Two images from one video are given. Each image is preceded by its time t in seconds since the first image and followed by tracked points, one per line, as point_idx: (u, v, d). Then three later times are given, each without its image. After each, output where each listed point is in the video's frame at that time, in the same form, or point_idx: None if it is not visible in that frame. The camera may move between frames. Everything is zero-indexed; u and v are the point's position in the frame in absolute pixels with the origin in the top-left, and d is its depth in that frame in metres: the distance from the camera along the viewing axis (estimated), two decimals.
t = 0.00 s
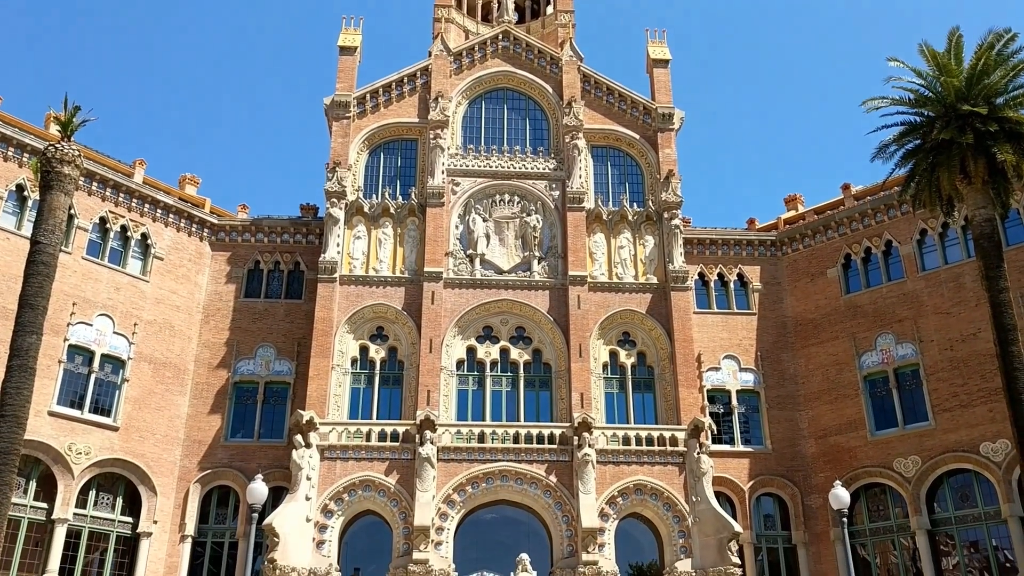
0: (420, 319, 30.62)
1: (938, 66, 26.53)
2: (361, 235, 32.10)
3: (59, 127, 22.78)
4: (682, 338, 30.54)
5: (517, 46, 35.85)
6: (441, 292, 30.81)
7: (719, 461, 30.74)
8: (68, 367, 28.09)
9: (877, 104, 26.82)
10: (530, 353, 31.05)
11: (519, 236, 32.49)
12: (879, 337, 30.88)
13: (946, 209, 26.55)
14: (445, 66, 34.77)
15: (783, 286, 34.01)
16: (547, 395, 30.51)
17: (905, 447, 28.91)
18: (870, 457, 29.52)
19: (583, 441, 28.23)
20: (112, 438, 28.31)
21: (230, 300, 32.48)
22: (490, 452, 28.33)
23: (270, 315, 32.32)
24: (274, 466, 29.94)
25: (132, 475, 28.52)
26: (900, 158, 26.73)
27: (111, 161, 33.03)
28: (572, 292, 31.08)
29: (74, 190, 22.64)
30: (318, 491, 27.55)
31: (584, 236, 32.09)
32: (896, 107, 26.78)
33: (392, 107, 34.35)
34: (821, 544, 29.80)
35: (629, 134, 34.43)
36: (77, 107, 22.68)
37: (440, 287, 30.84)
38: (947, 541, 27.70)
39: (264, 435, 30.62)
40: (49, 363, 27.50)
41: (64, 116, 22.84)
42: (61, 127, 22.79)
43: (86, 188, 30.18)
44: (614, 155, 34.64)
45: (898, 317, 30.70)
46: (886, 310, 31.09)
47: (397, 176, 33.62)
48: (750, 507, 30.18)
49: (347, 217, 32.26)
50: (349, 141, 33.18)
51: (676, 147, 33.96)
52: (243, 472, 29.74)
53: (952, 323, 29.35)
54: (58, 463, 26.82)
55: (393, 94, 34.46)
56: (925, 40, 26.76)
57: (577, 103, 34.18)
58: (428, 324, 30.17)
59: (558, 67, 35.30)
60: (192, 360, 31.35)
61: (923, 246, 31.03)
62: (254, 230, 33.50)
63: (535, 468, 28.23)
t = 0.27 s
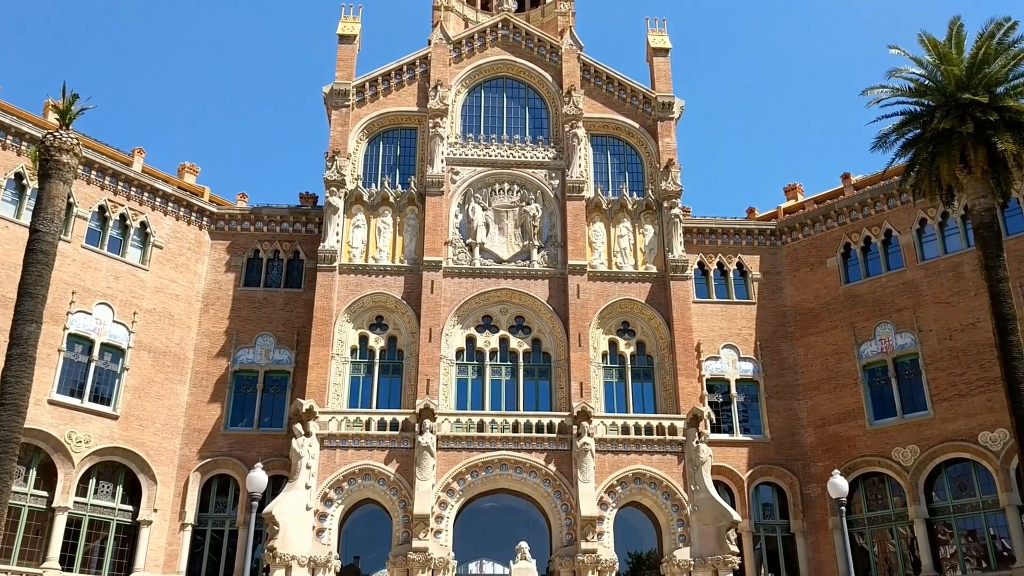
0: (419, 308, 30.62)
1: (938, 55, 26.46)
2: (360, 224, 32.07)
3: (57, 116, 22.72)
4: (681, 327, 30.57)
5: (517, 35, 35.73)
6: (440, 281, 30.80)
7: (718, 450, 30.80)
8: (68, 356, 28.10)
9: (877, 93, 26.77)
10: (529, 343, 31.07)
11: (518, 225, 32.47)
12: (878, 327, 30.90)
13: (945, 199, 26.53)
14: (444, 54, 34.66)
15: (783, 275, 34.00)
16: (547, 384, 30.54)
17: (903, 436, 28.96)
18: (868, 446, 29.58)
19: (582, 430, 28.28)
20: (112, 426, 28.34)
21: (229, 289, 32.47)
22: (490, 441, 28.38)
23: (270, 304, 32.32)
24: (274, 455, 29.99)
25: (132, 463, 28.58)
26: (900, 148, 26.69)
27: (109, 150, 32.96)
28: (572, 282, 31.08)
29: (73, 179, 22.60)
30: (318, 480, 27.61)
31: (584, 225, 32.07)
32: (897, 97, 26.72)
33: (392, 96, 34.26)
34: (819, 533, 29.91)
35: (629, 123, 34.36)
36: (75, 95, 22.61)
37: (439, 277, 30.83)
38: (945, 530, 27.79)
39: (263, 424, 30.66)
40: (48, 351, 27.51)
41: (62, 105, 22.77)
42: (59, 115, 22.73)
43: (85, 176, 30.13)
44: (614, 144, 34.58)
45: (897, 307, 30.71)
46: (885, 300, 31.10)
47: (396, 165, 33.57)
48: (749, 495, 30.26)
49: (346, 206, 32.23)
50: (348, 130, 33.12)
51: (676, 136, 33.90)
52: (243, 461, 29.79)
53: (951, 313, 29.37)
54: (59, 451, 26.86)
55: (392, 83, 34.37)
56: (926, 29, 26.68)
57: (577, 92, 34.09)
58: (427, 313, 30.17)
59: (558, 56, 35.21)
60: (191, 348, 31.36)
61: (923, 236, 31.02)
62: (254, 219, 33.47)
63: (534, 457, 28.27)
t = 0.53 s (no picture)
0: (419, 298, 30.62)
1: (940, 44, 26.37)
2: (360, 214, 32.05)
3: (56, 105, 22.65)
4: (681, 317, 30.58)
5: (517, 24, 35.62)
6: (440, 271, 30.78)
7: (718, 439, 30.85)
8: (68, 345, 28.12)
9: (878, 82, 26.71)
10: (529, 333, 31.08)
11: (518, 214, 32.44)
12: (878, 317, 30.90)
13: (946, 188, 26.49)
14: (444, 43, 34.56)
15: (783, 265, 33.98)
16: (546, 374, 30.57)
17: (902, 425, 29.01)
18: (868, 436, 29.62)
19: (582, 420, 28.31)
20: (113, 416, 28.38)
21: (229, 279, 32.46)
22: (489, 431, 28.42)
23: (269, 294, 32.31)
24: (274, 444, 30.03)
25: (132, 452, 28.62)
26: (901, 137, 26.64)
27: (109, 139, 32.90)
28: (572, 272, 31.07)
29: (71, 168, 22.55)
30: (318, 469, 27.66)
31: (584, 215, 32.04)
32: (897, 86, 26.66)
33: (391, 85, 34.18)
34: (818, 522, 29.99)
35: (629, 112, 34.29)
36: (74, 84, 22.54)
37: (439, 267, 30.82)
38: (944, 519, 27.85)
39: (263, 413, 30.70)
40: (48, 341, 27.52)
41: (61, 93, 22.71)
42: (58, 105, 22.66)
43: (84, 165, 30.09)
44: (615, 133, 34.51)
45: (897, 296, 30.71)
46: (885, 290, 31.10)
47: (396, 154, 33.51)
48: (748, 485, 30.33)
49: (346, 195, 32.18)
50: (348, 119, 33.05)
51: (676, 125, 33.83)
52: (243, 450, 29.84)
53: (951, 303, 29.37)
54: (59, 441, 26.90)
55: (392, 72, 34.27)
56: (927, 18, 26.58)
57: (577, 81, 33.99)
58: (427, 303, 30.17)
59: (558, 45, 35.10)
60: (191, 338, 31.38)
61: (923, 225, 31.00)
62: (253, 209, 33.43)
63: (534, 446, 28.31)
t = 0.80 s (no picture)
0: (417, 286, 30.61)
1: (940, 32, 26.27)
2: (358, 201, 32.00)
3: (53, 91, 22.56)
4: (679, 305, 30.59)
5: (515, 10, 35.49)
6: (439, 259, 30.76)
7: (715, 427, 30.91)
8: (66, 333, 28.11)
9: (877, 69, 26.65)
10: (527, 320, 31.09)
11: (516, 202, 32.41)
12: (876, 305, 30.93)
13: (945, 176, 26.48)
14: (442, 30, 34.44)
15: (781, 253, 33.97)
16: (545, 361, 30.60)
17: (900, 413, 29.07)
18: (865, 423, 29.69)
19: (580, 407, 28.34)
20: (111, 403, 28.40)
21: (227, 267, 32.43)
22: (488, 418, 28.46)
23: (267, 282, 32.30)
24: (273, 432, 30.07)
25: (131, 440, 28.65)
26: (900, 125, 26.60)
27: (106, 126, 32.81)
28: (570, 260, 31.05)
29: (69, 155, 22.49)
30: (316, 456, 27.69)
31: (582, 203, 32.01)
32: (897, 74, 26.61)
33: (389, 72, 34.08)
34: (815, 510, 30.09)
35: (628, 100, 34.21)
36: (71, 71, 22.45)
37: (437, 254, 30.80)
38: (941, 507, 27.95)
39: (262, 401, 30.73)
40: (47, 328, 27.51)
41: (58, 80, 22.62)
42: (55, 91, 22.57)
43: (82, 152, 30.01)
44: (613, 121, 34.44)
45: (895, 284, 30.73)
46: (883, 278, 31.11)
47: (394, 142, 33.44)
48: (746, 472, 30.41)
49: (344, 183, 32.12)
50: (346, 106, 32.97)
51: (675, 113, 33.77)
52: (242, 437, 29.89)
53: (949, 291, 29.39)
54: (58, 428, 26.93)
55: (390, 59, 34.17)
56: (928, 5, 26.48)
57: (575, 68, 33.89)
58: (425, 291, 30.16)
59: (557, 32, 34.98)
60: (190, 326, 31.37)
61: (921, 213, 31.00)
62: (251, 196, 33.37)
63: (532, 433, 28.36)
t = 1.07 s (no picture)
0: (415, 277, 30.60)
1: (940, 22, 26.20)
2: (356, 192, 31.97)
3: (50, 82, 22.49)
4: (678, 296, 30.61)
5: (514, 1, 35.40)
6: (437, 250, 30.75)
7: (714, 418, 30.96)
8: (65, 324, 28.11)
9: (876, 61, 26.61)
10: (526, 312, 31.10)
11: (515, 193, 32.39)
12: (874, 296, 30.96)
13: (943, 168, 26.48)
14: (441, 21, 34.36)
15: (780, 245, 33.97)
16: (543, 353, 30.63)
17: (897, 404, 29.13)
18: (863, 414, 29.74)
19: (578, 399, 28.37)
20: (110, 394, 28.41)
21: (225, 258, 32.41)
22: (486, 410, 28.49)
23: (266, 273, 32.28)
24: (271, 423, 30.10)
25: (129, 431, 28.67)
26: (899, 116, 26.57)
27: (103, 117, 32.73)
28: (568, 251, 31.05)
29: (66, 146, 22.43)
30: (316, 447, 27.66)
31: (581, 194, 31.99)
32: (896, 65, 26.57)
33: (387, 63, 34.00)
34: (812, 501, 30.17)
35: (627, 91, 34.16)
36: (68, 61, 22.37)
37: (435, 246, 30.79)
38: (938, 498, 28.03)
39: (260, 392, 30.75)
40: (45, 319, 27.51)
41: (55, 71, 22.54)
42: (52, 82, 22.50)
43: (79, 143, 29.95)
44: (612, 112, 34.39)
45: (894, 276, 30.75)
46: (881, 269, 31.13)
47: (393, 133, 33.39)
48: (744, 463, 30.48)
49: (342, 174, 32.08)
50: (344, 97, 32.91)
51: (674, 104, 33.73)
52: (240, 428, 29.92)
53: (947, 282, 29.42)
54: (57, 419, 26.95)
55: (388, 49, 34.09)
56: None
57: (574, 59, 33.81)
58: (424, 283, 30.15)
59: (555, 23, 34.90)
60: (188, 317, 31.36)
61: (920, 205, 31.01)
62: (249, 187, 33.32)
63: (530, 425, 28.39)
